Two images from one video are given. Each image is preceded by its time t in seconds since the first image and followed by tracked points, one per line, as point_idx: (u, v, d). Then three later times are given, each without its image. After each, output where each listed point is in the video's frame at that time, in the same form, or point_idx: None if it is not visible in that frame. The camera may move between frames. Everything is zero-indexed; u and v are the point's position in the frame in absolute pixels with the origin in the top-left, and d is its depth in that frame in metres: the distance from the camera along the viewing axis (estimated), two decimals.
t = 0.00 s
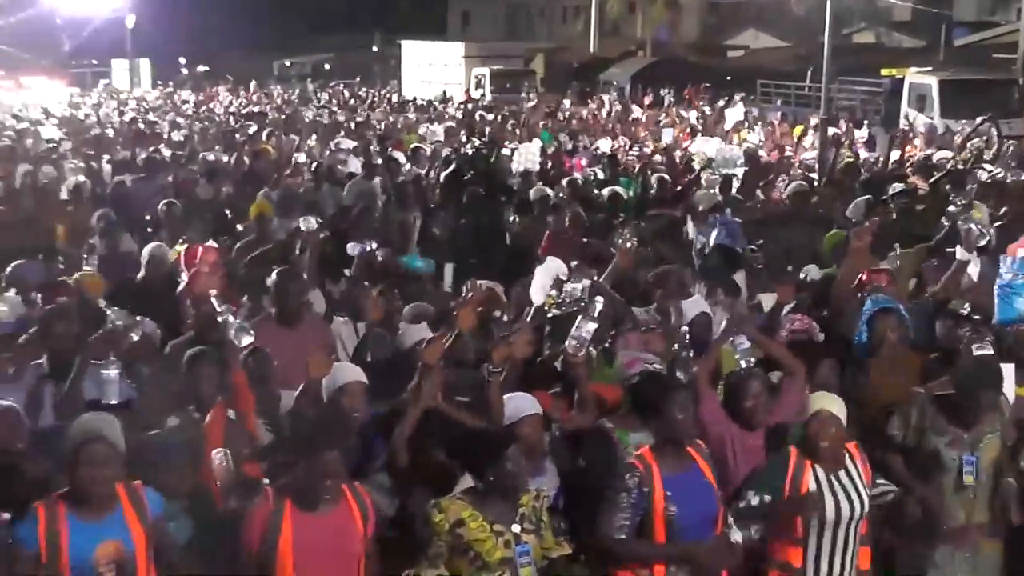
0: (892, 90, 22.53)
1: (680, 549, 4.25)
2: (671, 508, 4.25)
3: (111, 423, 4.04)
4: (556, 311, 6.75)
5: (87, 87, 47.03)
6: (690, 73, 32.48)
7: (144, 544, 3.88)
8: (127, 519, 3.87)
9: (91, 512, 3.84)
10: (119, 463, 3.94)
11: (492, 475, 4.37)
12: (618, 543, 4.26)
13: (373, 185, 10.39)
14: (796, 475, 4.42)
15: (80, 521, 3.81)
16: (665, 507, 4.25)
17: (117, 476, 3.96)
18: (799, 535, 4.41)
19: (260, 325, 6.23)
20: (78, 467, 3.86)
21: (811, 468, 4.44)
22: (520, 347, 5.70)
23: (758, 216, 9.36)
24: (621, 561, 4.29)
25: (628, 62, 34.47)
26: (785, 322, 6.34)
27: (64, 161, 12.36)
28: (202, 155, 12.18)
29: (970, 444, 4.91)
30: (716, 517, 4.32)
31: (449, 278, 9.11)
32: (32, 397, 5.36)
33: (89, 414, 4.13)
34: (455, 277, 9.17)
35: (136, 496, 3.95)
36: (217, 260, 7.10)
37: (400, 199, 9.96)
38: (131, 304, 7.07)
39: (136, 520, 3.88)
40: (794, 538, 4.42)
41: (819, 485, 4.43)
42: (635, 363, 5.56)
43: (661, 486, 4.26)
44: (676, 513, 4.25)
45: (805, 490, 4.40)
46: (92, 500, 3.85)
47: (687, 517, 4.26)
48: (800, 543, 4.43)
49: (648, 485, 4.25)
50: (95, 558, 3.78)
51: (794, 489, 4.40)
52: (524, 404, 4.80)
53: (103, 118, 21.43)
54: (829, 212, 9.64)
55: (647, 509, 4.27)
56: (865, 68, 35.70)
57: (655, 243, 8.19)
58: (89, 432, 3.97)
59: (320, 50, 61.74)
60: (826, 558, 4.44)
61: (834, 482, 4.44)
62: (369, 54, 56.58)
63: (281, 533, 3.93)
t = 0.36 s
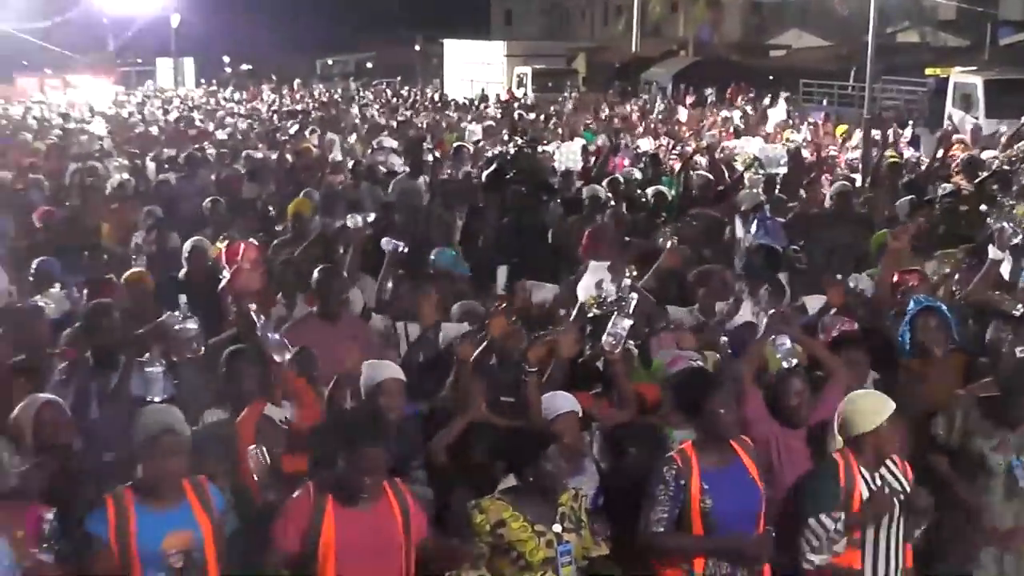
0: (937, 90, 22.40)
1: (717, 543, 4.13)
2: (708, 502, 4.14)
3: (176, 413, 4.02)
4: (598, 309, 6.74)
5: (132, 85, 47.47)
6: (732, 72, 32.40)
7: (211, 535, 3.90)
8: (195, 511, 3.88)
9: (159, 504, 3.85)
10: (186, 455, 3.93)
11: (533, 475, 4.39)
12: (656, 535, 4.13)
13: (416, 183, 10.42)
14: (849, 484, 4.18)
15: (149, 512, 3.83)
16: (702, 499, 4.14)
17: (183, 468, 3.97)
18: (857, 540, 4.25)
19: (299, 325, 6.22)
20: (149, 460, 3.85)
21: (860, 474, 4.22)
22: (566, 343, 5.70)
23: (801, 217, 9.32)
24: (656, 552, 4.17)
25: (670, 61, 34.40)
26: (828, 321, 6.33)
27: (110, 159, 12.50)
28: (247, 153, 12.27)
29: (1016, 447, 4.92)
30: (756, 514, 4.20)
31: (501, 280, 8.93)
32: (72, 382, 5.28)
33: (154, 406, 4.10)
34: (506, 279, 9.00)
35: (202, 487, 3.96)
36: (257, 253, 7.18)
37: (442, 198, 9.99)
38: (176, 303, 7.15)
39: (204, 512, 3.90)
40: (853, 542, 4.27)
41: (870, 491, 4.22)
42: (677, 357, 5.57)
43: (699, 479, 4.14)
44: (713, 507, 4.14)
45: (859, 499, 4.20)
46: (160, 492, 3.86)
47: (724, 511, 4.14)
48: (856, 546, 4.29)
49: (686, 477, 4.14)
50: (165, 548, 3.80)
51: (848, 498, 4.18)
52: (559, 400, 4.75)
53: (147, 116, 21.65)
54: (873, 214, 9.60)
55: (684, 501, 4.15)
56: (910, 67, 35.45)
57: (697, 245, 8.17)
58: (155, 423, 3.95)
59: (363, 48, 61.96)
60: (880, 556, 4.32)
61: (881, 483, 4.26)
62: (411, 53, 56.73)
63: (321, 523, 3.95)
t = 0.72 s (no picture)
0: (981, 90, 22.18)
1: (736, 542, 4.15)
2: (732, 499, 4.17)
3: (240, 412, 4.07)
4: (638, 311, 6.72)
5: (175, 83, 47.75)
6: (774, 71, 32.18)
7: (271, 532, 3.90)
8: (256, 506, 3.89)
9: (220, 498, 3.86)
10: (251, 451, 3.96)
11: (572, 475, 4.38)
12: (681, 526, 4.21)
13: (456, 182, 10.42)
14: (871, 493, 4.33)
15: (210, 505, 3.85)
16: (727, 495, 4.18)
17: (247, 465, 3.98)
18: (880, 551, 4.32)
19: (338, 322, 6.23)
20: (213, 454, 3.89)
21: (886, 484, 4.35)
22: (607, 344, 5.73)
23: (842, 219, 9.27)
24: (683, 543, 4.25)
25: (712, 60, 34.21)
26: (871, 323, 6.28)
27: (154, 157, 12.59)
28: (289, 151, 12.32)
29: None
30: (784, 519, 4.18)
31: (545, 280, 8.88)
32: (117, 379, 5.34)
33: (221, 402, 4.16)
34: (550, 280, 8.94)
35: (266, 484, 3.96)
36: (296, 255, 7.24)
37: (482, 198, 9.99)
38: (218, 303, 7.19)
39: (265, 508, 3.90)
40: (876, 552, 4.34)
41: (894, 502, 4.33)
42: (716, 359, 5.53)
43: (726, 474, 4.19)
44: (735, 505, 4.17)
45: (882, 509, 4.32)
46: (223, 486, 3.87)
47: (748, 510, 4.16)
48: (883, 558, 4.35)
49: (713, 471, 4.19)
50: (223, 542, 3.82)
51: (870, 507, 4.33)
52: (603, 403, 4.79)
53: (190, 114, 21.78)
54: (916, 215, 9.54)
55: (711, 495, 4.21)
56: (954, 67, 35.10)
57: (737, 245, 8.14)
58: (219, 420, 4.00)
59: (403, 48, 61.96)
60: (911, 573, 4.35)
61: (910, 496, 4.35)
62: (451, 53, 56.67)
63: (363, 519, 3.98)
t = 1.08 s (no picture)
0: None
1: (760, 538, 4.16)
2: (757, 494, 4.18)
3: (299, 410, 4.12)
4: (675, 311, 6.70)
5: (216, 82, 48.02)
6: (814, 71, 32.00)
7: (321, 533, 3.94)
8: (308, 505, 3.93)
9: (273, 495, 3.91)
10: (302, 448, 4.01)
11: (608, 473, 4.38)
12: (709, 522, 4.22)
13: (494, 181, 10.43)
14: (921, 511, 4.34)
15: (261, 502, 3.89)
16: (752, 490, 4.19)
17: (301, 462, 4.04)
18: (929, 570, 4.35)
19: (374, 321, 6.24)
20: (265, 448, 3.94)
21: (936, 501, 4.35)
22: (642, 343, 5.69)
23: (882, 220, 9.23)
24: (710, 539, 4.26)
25: (751, 59, 34.07)
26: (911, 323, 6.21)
27: (195, 156, 12.65)
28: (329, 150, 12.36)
29: None
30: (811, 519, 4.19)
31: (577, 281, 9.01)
32: (161, 372, 5.38)
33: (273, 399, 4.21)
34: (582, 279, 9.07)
35: (320, 484, 4.01)
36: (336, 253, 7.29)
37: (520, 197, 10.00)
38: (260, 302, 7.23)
39: (318, 508, 3.95)
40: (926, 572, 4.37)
41: (945, 520, 4.34)
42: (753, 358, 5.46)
43: (752, 471, 4.20)
44: (760, 501, 4.17)
45: (932, 526, 4.33)
46: (276, 482, 3.92)
47: (772, 506, 4.17)
48: None
49: (740, 467, 4.21)
50: (269, 539, 3.86)
51: (920, 525, 4.34)
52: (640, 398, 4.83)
53: (231, 113, 21.90)
54: (957, 217, 9.47)
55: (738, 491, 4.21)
56: (996, 67, 34.81)
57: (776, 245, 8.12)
58: (278, 414, 4.05)
59: (440, 47, 62.02)
60: None
61: (960, 513, 4.35)
62: (489, 52, 56.66)
63: (403, 514, 4.00)
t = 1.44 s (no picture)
0: None
1: (788, 541, 4.18)
2: (787, 496, 4.17)
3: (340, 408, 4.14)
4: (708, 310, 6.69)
5: (251, 82, 48.19)
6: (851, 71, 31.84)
7: (354, 531, 3.95)
8: (342, 502, 3.95)
9: (308, 492, 3.94)
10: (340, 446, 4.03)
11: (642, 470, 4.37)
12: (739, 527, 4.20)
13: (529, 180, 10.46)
14: (963, 496, 4.16)
15: (295, 498, 3.93)
16: (781, 493, 4.18)
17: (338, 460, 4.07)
18: (971, 554, 4.20)
19: (405, 322, 6.28)
20: (302, 445, 3.98)
21: (973, 484, 4.18)
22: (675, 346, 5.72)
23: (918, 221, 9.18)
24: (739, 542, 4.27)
25: (786, 58, 33.95)
26: (947, 326, 6.17)
27: (231, 155, 12.71)
28: (363, 149, 12.39)
29: None
30: (841, 521, 4.19)
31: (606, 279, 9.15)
32: (198, 373, 5.43)
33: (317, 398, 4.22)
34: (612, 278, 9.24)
35: (356, 481, 4.02)
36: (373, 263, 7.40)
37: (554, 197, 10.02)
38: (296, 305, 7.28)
39: (352, 506, 3.96)
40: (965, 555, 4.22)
41: (986, 502, 4.17)
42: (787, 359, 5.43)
43: (780, 474, 4.19)
44: (789, 504, 4.17)
45: (974, 512, 4.16)
46: (314, 479, 3.96)
47: (802, 509, 4.17)
48: (971, 559, 4.22)
49: (767, 472, 4.19)
50: (300, 535, 3.90)
51: (963, 509, 4.16)
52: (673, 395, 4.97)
53: (265, 112, 21.98)
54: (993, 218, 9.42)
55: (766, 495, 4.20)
56: None
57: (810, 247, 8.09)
58: (318, 410, 4.07)
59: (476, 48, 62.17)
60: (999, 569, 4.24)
61: (997, 494, 4.19)
62: (524, 51, 56.74)
63: (437, 514, 3.99)
